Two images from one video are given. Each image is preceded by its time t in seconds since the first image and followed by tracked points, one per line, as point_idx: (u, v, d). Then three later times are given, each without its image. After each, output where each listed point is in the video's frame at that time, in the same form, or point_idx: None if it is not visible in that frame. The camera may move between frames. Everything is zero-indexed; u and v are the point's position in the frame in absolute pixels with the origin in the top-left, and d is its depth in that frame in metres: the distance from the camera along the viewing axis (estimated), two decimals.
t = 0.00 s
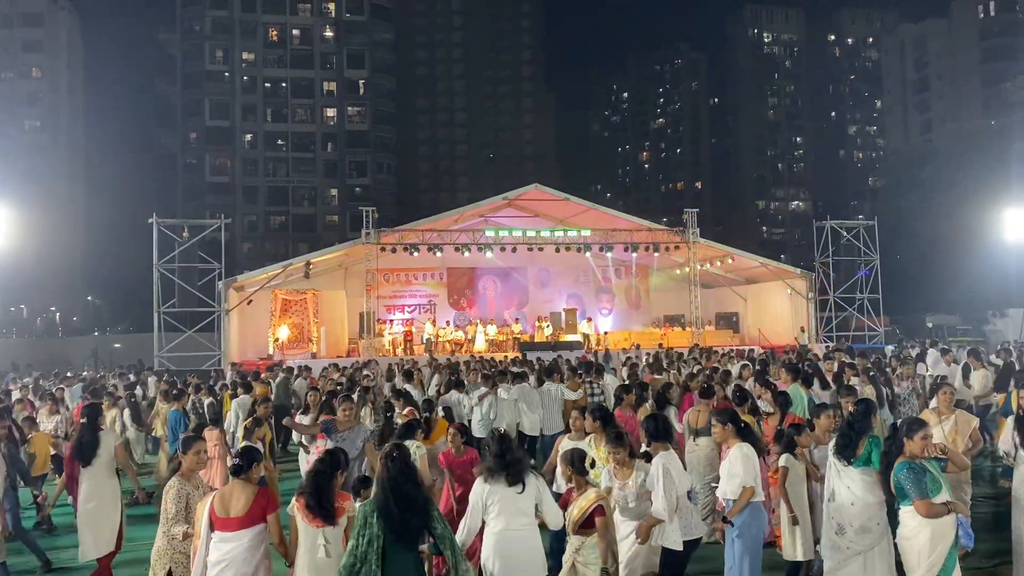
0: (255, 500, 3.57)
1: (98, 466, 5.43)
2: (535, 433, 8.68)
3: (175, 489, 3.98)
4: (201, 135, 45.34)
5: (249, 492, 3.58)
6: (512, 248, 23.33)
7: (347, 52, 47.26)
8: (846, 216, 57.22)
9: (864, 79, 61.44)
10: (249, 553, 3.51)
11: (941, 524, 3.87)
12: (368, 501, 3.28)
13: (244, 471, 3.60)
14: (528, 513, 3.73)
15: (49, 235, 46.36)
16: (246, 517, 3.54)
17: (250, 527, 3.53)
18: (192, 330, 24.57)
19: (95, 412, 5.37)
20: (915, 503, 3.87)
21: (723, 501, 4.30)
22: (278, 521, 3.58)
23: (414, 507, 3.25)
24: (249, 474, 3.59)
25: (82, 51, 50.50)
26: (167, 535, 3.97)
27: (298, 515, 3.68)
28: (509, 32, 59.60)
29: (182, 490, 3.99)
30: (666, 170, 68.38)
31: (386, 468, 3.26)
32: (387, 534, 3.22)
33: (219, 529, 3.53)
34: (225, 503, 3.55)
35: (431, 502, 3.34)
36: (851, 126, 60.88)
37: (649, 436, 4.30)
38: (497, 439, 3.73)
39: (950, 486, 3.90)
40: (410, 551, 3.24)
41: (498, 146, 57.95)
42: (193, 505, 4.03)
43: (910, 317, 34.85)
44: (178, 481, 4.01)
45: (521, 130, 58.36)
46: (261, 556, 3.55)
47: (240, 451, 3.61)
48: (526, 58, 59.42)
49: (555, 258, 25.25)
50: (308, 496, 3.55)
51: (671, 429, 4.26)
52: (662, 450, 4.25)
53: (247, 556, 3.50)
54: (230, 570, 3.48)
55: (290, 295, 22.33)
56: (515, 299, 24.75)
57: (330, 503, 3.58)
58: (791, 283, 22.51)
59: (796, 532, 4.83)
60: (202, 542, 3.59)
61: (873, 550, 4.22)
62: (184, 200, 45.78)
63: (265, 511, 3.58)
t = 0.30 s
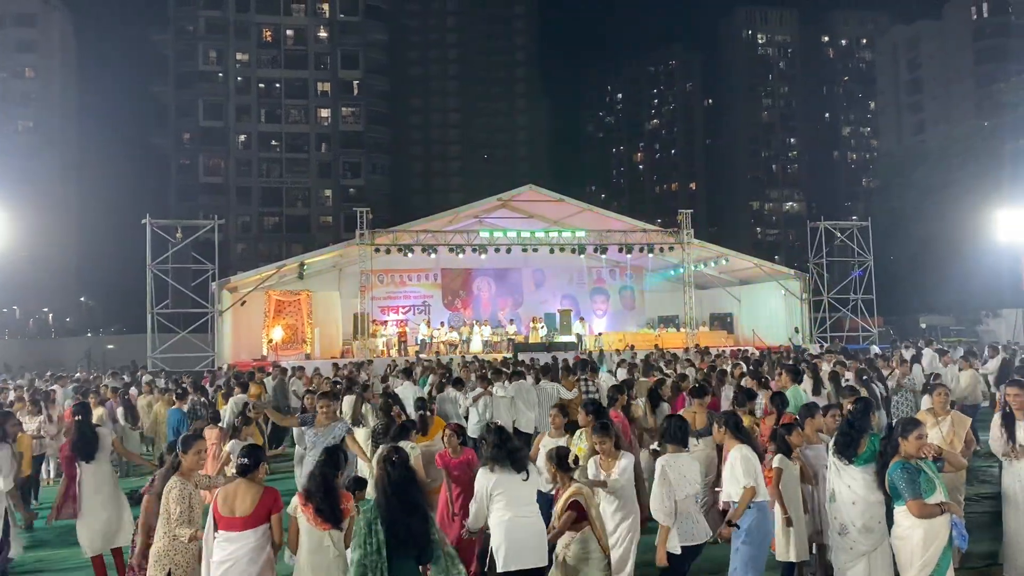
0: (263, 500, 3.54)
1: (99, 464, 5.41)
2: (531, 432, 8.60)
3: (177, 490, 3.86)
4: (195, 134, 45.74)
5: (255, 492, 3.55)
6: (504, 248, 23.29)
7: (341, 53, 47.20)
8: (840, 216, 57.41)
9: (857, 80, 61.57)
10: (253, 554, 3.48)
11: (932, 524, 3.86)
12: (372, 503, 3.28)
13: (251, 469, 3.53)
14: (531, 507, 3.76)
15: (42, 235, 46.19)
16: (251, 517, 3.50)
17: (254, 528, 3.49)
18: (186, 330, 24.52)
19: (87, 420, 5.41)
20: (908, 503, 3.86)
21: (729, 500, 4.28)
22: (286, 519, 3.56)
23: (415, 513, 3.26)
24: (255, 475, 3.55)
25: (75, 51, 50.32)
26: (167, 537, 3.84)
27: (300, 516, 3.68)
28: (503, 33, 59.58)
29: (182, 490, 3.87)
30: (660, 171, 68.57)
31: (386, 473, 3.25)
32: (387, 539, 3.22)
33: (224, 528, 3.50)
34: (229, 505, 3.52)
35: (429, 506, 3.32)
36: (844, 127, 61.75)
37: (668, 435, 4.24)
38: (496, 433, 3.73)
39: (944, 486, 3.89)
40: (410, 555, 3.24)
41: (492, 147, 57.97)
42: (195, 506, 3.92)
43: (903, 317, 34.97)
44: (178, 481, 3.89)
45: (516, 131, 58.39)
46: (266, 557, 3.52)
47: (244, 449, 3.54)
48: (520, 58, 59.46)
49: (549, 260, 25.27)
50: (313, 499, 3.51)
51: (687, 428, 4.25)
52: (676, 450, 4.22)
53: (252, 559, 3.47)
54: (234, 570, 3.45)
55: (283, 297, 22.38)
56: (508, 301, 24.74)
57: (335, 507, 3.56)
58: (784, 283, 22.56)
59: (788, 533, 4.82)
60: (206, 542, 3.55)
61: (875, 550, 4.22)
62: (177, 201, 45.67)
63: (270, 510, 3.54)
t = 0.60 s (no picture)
0: (255, 503, 3.55)
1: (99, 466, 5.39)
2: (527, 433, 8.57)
3: (168, 495, 3.84)
4: (188, 135, 45.47)
5: (248, 495, 3.54)
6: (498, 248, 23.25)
7: (334, 52, 47.10)
8: (834, 216, 57.59)
9: (850, 80, 61.76)
10: (246, 558, 3.49)
11: (926, 525, 3.90)
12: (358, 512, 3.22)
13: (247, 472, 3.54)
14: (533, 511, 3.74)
15: (33, 235, 45.91)
16: (249, 518, 3.52)
17: (248, 530, 3.51)
18: (178, 331, 24.41)
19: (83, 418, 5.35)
20: (898, 504, 3.87)
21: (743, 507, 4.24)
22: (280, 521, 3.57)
23: (401, 520, 3.19)
24: (249, 478, 3.56)
25: (65, 50, 50.02)
26: (156, 541, 3.82)
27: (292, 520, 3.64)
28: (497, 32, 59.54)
29: (176, 492, 3.86)
30: (654, 171, 68.67)
31: (377, 477, 3.22)
32: (378, 545, 3.17)
33: (216, 532, 3.50)
34: (222, 508, 3.51)
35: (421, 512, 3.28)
36: (837, 126, 61.41)
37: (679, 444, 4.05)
38: (500, 435, 3.76)
39: (936, 485, 3.90)
40: (404, 561, 3.18)
41: (486, 147, 57.99)
42: (188, 509, 3.91)
43: (896, 316, 35.08)
44: (166, 486, 3.87)
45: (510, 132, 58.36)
46: (259, 562, 3.51)
47: (238, 451, 3.52)
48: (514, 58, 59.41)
49: (543, 260, 25.26)
50: (300, 515, 3.35)
51: (700, 438, 4.05)
52: (691, 461, 4.04)
53: (243, 564, 3.47)
54: (227, 572, 3.45)
55: (276, 296, 22.30)
56: (502, 301, 24.73)
57: (318, 519, 3.37)
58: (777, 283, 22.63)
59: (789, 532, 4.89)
60: (197, 545, 3.54)
61: (864, 551, 4.16)
62: (170, 201, 45.50)
63: (263, 512, 3.55)
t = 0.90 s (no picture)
0: (219, 511, 3.49)
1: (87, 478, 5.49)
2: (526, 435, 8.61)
3: (136, 506, 3.80)
4: (180, 134, 45.36)
5: (213, 503, 3.49)
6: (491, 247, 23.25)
7: (326, 51, 47.00)
8: (826, 215, 57.80)
9: (842, 79, 62.00)
10: (214, 566, 3.42)
11: (917, 524, 3.93)
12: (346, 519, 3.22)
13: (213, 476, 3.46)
14: (532, 518, 3.68)
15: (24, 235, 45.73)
16: (208, 529, 3.44)
17: (213, 540, 3.44)
18: (170, 330, 24.35)
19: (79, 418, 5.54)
20: (888, 500, 3.88)
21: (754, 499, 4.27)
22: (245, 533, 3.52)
23: (385, 521, 3.16)
24: (215, 487, 3.50)
25: (55, 48, 49.80)
26: (127, 554, 3.75)
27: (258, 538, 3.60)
28: (490, 31, 59.56)
29: (145, 501, 3.83)
30: (646, 169, 68.84)
31: (370, 476, 3.23)
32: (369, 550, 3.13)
33: (181, 542, 3.44)
34: (187, 515, 3.46)
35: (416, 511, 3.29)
36: (828, 125, 61.86)
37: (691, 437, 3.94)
38: (500, 444, 3.67)
39: (925, 484, 3.97)
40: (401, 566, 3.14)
41: (479, 146, 58.05)
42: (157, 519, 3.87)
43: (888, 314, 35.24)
44: (128, 494, 3.83)
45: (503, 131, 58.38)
46: (230, 568, 3.48)
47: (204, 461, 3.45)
48: (506, 57, 59.40)
49: (535, 259, 25.28)
50: (264, 537, 3.51)
51: (713, 428, 3.93)
52: (704, 453, 3.94)
53: (212, 568, 3.42)
54: None
55: (269, 296, 22.32)
56: (496, 300, 24.74)
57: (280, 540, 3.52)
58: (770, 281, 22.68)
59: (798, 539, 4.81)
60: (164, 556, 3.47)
61: (831, 550, 4.28)
62: (162, 200, 45.39)
63: (226, 521, 3.49)
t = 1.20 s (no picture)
0: (182, 509, 3.46)
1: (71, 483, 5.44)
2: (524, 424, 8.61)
3: (101, 504, 3.81)
4: (170, 131, 45.21)
5: (178, 500, 3.47)
6: (482, 245, 23.26)
7: (317, 48, 46.86)
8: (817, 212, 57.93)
9: (833, 76, 62.12)
10: (181, 566, 3.41)
11: (910, 518, 3.94)
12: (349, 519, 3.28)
13: (185, 476, 3.47)
14: (535, 515, 3.69)
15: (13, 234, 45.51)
16: (173, 529, 3.43)
17: (179, 539, 3.43)
18: (162, 329, 24.33)
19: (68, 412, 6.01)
20: (890, 496, 3.91)
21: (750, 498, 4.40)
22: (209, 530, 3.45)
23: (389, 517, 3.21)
24: (182, 485, 3.48)
25: (44, 46, 49.57)
26: (92, 549, 3.78)
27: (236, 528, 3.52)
28: (481, 29, 59.45)
29: (112, 500, 3.85)
30: (638, 167, 68.95)
31: (374, 475, 3.27)
32: (374, 551, 3.18)
33: (149, 541, 3.45)
34: (154, 515, 3.47)
35: (418, 504, 3.34)
36: (819, 123, 61.48)
37: (693, 434, 4.12)
38: (501, 438, 3.72)
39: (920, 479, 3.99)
40: (402, 563, 3.19)
41: (470, 143, 58.03)
42: (123, 518, 3.91)
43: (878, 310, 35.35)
44: (87, 496, 3.79)
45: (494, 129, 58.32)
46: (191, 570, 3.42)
47: (175, 456, 3.49)
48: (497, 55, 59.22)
49: (527, 257, 25.30)
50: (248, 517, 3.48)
51: (719, 423, 4.09)
52: (708, 449, 4.08)
53: (178, 568, 3.40)
54: None
55: (260, 294, 22.07)
56: (488, 298, 24.75)
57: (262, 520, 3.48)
58: (761, 279, 22.73)
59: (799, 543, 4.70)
60: (134, 555, 3.52)
61: (812, 541, 4.67)
62: (153, 199, 45.24)
63: (192, 517, 3.45)
